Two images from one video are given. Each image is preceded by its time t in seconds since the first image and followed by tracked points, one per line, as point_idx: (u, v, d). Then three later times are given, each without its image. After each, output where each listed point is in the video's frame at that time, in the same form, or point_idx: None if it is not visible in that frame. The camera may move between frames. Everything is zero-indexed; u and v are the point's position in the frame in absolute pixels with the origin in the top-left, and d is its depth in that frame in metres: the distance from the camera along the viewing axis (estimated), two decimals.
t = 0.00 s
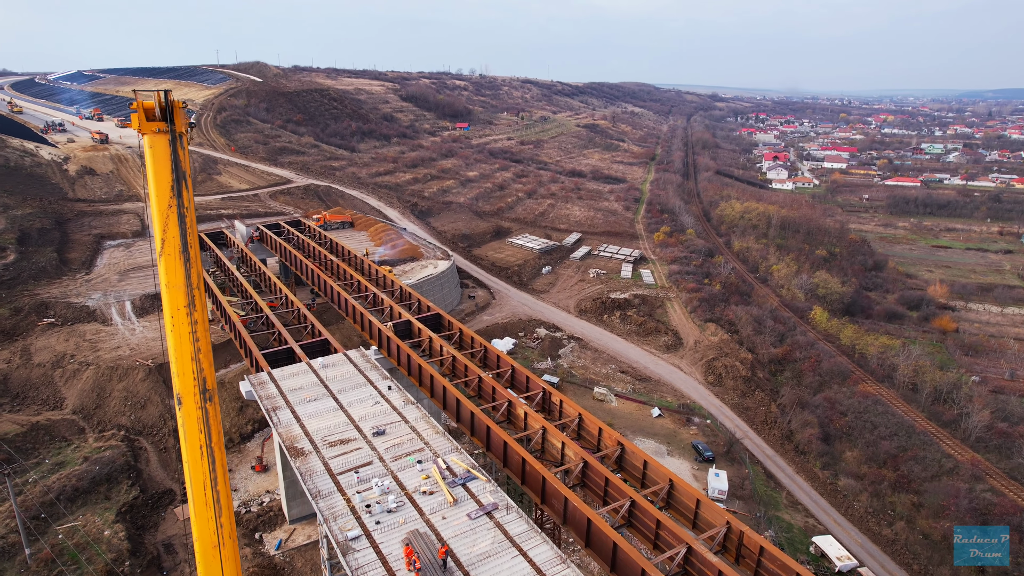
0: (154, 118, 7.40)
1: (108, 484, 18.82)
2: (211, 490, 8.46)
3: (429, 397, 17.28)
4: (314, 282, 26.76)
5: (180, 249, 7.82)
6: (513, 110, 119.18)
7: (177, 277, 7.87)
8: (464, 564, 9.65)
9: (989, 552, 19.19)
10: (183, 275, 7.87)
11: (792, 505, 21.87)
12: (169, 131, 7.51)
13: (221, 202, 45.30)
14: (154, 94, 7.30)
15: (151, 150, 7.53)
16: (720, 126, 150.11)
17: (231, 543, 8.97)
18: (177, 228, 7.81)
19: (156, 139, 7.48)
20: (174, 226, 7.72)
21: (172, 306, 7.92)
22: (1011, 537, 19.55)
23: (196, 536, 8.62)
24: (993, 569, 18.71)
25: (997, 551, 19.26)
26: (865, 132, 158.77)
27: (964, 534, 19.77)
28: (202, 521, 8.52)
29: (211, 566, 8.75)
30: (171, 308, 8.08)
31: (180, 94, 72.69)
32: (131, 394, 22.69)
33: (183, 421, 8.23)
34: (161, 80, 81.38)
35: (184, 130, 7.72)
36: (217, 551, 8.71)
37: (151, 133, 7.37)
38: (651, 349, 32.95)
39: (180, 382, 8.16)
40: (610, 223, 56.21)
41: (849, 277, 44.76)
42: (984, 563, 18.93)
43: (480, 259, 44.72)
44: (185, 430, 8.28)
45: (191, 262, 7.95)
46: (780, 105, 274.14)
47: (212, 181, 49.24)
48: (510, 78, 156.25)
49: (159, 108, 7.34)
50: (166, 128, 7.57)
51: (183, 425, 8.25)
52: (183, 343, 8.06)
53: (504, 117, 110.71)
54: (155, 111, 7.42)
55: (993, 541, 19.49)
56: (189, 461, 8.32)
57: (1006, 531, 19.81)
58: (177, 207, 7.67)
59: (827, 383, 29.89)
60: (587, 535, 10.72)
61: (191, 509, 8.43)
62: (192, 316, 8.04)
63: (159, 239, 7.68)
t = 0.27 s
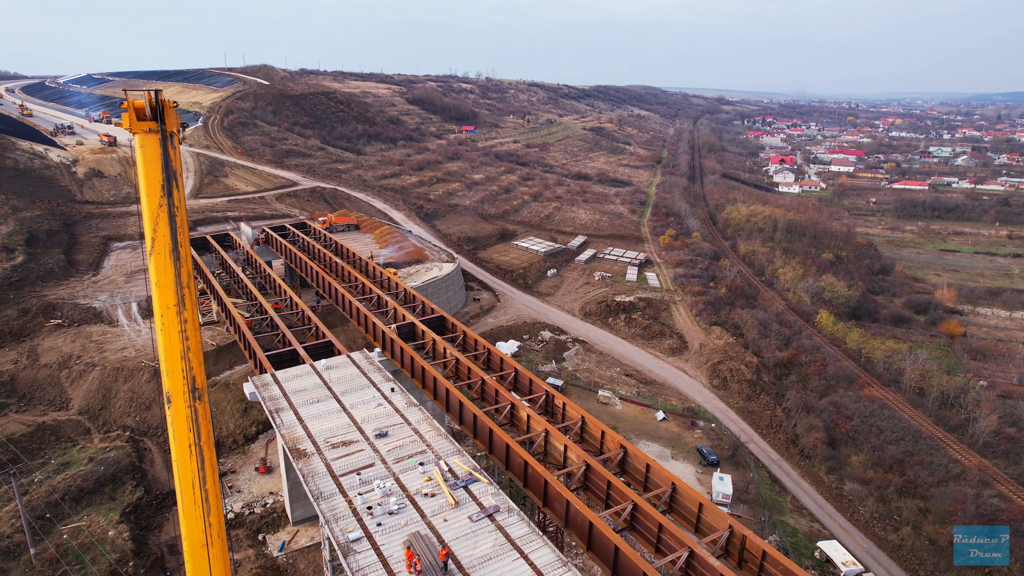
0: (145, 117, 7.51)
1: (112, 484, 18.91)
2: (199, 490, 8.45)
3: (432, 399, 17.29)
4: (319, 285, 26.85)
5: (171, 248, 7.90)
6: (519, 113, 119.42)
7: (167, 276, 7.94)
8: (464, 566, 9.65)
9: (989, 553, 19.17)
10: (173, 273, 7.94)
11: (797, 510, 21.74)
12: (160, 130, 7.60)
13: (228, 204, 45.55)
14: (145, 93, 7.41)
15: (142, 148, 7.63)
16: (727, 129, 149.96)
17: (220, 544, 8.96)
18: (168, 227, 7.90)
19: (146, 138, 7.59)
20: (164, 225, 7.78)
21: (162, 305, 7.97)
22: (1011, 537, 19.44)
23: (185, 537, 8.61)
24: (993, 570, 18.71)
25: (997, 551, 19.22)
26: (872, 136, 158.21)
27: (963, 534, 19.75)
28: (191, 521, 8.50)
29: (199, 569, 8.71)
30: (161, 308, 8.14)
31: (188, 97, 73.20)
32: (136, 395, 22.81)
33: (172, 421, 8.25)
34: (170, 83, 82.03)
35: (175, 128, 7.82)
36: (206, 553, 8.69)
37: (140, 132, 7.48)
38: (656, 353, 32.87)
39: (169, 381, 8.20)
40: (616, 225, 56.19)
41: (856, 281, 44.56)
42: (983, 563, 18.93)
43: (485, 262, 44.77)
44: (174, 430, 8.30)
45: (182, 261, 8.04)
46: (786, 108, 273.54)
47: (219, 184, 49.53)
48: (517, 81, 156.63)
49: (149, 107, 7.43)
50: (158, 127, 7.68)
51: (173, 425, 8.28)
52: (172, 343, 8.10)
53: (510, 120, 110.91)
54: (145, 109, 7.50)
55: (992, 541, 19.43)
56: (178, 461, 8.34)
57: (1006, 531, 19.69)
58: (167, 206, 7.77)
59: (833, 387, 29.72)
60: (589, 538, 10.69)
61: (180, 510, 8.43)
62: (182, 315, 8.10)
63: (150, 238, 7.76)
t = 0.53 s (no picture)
0: (135, 117, 7.85)
1: (117, 484, 19.00)
2: (188, 488, 8.52)
3: (436, 402, 17.31)
4: (323, 287, 26.95)
5: (160, 246, 8.12)
6: (525, 116, 119.58)
7: (156, 273, 8.13)
8: (465, 568, 9.65)
9: (989, 553, 19.35)
10: (162, 271, 8.14)
11: (802, 514, 21.60)
12: (150, 127, 7.96)
13: (235, 206, 45.79)
14: (135, 91, 7.74)
15: (132, 146, 7.97)
16: (734, 133, 149.70)
17: (209, 544, 8.97)
18: (157, 225, 8.15)
19: (137, 136, 7.94)
20: (154, 222, 8.04)
21: (152, 302, 8.16)
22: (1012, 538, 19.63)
23: (174, 536, 8.64)
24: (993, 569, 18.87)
25: (998, 551, 19.40)
26: (880, 139, 157.54)
27: (964, 534, 19.93)
28: (179, 519, 8.57)
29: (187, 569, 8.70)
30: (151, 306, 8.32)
31: (195, 100, 73.66)
32: (141, 396, 22.93)
33: (162, 418, 8.37)
34: (178, 86, 82.61)
35: (164, 127, 8.15)
36: (194, 552, 8.69)
37: (131, 130, 7.82)
38: (661, 356, 32.79)
39: (159, 378, 8.33)
40: (621, 229, 56.13)
41: (862, 285, 44.36)
42: (983, 562, 19.08)
43: (490, 264, 44.79)
44: (163, 427, 8.42)
45: (171, 258, 8.24)
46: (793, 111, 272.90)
47: (225, 186, 49.79)
48: (524, 84, 156.92)
49: (139, 105, 7.78)
50: (148, 127, 8.04)
51: (163, 422, 8.40)
52: (161, 339, 8.27)
53: (516, 123, 111.10)
54: (136, 109, 7.83)
55: (993, 541, 19.60)
56: (167, 458, 8.43)
57: (1006, 532, 19.90)
58: (156, 204, 8.04)
59: (838, 391, 29.55)
60: (591, 541, 10.68)
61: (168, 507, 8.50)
62: (170, 312, 8.28)
63: (140, 235, 8.01)
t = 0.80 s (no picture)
0: (125, 115, 8.02)
1: (122, 485, 19.09)
2: (176, 486, 8.57)
3: (439, 404, 17.33)
4: (328, 289, 27.03)
5: (150, 245, 8.26)
6: (532, 119, 119.69)
7: (146, 272, 8.26)
8: (466, 571, 9.64)
9: (989, 553, 19.49)
10: (151, 269, 8.26)
11: (807, 519, 21.47)
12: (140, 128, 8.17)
13: (241, 209, 46.03)
14: (124, 90, 7.91)
15: (124, 145, 8.15)
16: (740, 136, 149.39)
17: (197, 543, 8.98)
18: (148, 224, 8.29)
19: (128, 135, 8.11)
20: (144, 222, 8.18)
21: (141, 300, 8.28)
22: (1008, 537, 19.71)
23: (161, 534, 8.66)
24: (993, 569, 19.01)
25: (998, 551, 19.52)
26: (888, 142, 156.81)
27: (963, 534, 20.08)
28: (167, 517, 8.61)
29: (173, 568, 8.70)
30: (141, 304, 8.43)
31: (203, 103, 74.14)
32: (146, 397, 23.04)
33: (151, 416, 8.46)
34: (186, 89, 83.20)
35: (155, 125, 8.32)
36: (181, 550, 8.70)
37: (122, 129, 8.00)
38: (666, 359, 32.71)
39: (148, 377, 8.44)
40: (627, 232, 56.07)
41: (869, 288, 44.15)
42: (983, 562, 19.27)
43: (495, 267, 44.82)
44: (152, 424, 8.51)
45: (161, 256, 8.38)
46: (800, 114, 272.15)
47: (232, 189, 50.05)
48: (530, 88, 157.14)
49: (129, 104, 7.96)
50: (139, 127, 8.21)
51: (152, 420, 8.49)
52: (149, 337, 8.36)
53: (523, 126, 111.23)
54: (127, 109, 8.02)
55: (993, 541, 19.73)
56: (156, 456, 8.51)
57: (1005, 531, 19.92)
58: (147, 202, 8.19)
59: (844, 396, 29.37)
60: (592, 545, 10.66)
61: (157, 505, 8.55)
62: (160, 310, 8.38)
63: (130, 233, 8.15)
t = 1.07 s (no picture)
0: (116, 114, 8.67)
1: (127, 486, 19.16)
2: (163, 484, 8.71)
3: (442, 406, 17.33)
4: (333, 291, 27.11)
5: (140, 244, 8.80)
6: (538, 122, 119.81)
7: (136, 269, 8.76)
8: (467, 573, 9.62)
9: (991, 553, 19.45)
10: (140, 267, 8.77)
11: (812, 524, 21.33)
12: (130, 126, 8.80)
13: (248, 211, 46.26)
14: (115, 91, 8.55)
15: (115, 144, 8.77)
16: (747, 139, 149.03)
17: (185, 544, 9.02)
18: (138, 222, 8.84)
19: (119, 134, 8.74)
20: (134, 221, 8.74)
21: (131, 297, 8.74)
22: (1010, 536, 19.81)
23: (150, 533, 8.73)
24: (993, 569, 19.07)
25: (999, 551, 19.56)
26: (897, 146, 155.94)
27: (964, 534, 20.05)
28: (155, 516, 8.69)
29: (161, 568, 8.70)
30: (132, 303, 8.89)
31: (211, 106, 74.63)
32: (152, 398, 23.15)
33: (139, 413, 8.70)
34: (194, 92, 83.81)
35: (144, 125, 8.97)
36: (169, 551, 8.73)
37: (112, 128, 8.64)
38: (671, 363, 32.60)
39: (137, 376, 8.75)
40: (633, 235, 55.98)
41: (876, 292, 43.90)
42: (984, 563, 19.23)
43: (501, 270, 44.84)
44: (141, 421, 8.73)
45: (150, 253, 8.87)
46: (807, 117, 271.19)
47: (239, 191, 50.32)
48: (537, 91, 157.35)
49: (119, 104, 8.61)
50: (129, 126, 8.84)
51: (140, 418, 8.72)
52: (139, 335, 8.76)
53: (529, 129, 111.35)
54: (117, 107, 8.66)
55: (995, 541, 19.71)
56: (144, 454, 8.69)
57: (1006, 531, 20.07)
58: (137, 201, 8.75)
59: (851, 400, 29.18)
60: (594, 548, 10.62)
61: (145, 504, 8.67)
62: (149, 305, 8.83)
63: (120, 231, 8.69)
